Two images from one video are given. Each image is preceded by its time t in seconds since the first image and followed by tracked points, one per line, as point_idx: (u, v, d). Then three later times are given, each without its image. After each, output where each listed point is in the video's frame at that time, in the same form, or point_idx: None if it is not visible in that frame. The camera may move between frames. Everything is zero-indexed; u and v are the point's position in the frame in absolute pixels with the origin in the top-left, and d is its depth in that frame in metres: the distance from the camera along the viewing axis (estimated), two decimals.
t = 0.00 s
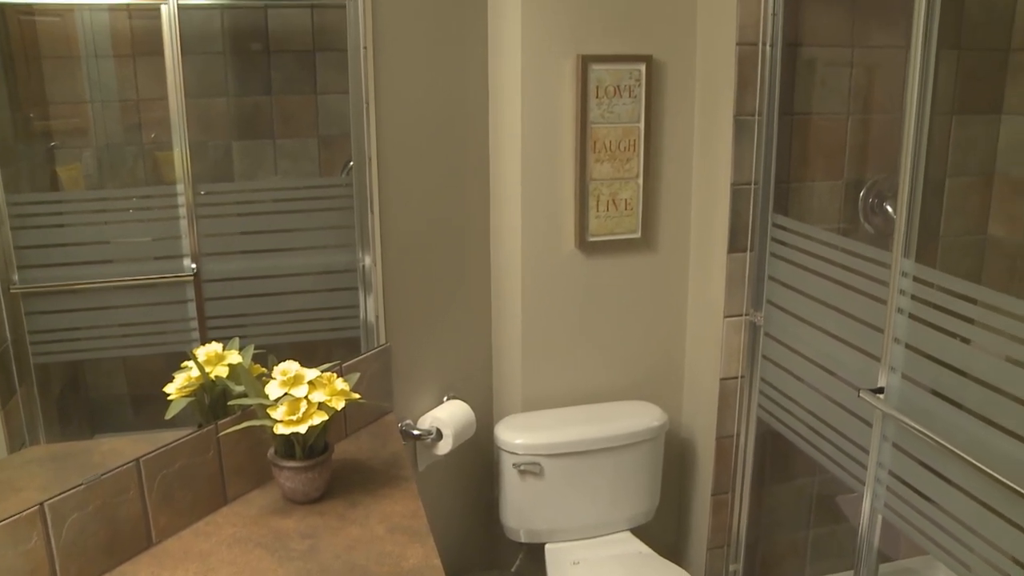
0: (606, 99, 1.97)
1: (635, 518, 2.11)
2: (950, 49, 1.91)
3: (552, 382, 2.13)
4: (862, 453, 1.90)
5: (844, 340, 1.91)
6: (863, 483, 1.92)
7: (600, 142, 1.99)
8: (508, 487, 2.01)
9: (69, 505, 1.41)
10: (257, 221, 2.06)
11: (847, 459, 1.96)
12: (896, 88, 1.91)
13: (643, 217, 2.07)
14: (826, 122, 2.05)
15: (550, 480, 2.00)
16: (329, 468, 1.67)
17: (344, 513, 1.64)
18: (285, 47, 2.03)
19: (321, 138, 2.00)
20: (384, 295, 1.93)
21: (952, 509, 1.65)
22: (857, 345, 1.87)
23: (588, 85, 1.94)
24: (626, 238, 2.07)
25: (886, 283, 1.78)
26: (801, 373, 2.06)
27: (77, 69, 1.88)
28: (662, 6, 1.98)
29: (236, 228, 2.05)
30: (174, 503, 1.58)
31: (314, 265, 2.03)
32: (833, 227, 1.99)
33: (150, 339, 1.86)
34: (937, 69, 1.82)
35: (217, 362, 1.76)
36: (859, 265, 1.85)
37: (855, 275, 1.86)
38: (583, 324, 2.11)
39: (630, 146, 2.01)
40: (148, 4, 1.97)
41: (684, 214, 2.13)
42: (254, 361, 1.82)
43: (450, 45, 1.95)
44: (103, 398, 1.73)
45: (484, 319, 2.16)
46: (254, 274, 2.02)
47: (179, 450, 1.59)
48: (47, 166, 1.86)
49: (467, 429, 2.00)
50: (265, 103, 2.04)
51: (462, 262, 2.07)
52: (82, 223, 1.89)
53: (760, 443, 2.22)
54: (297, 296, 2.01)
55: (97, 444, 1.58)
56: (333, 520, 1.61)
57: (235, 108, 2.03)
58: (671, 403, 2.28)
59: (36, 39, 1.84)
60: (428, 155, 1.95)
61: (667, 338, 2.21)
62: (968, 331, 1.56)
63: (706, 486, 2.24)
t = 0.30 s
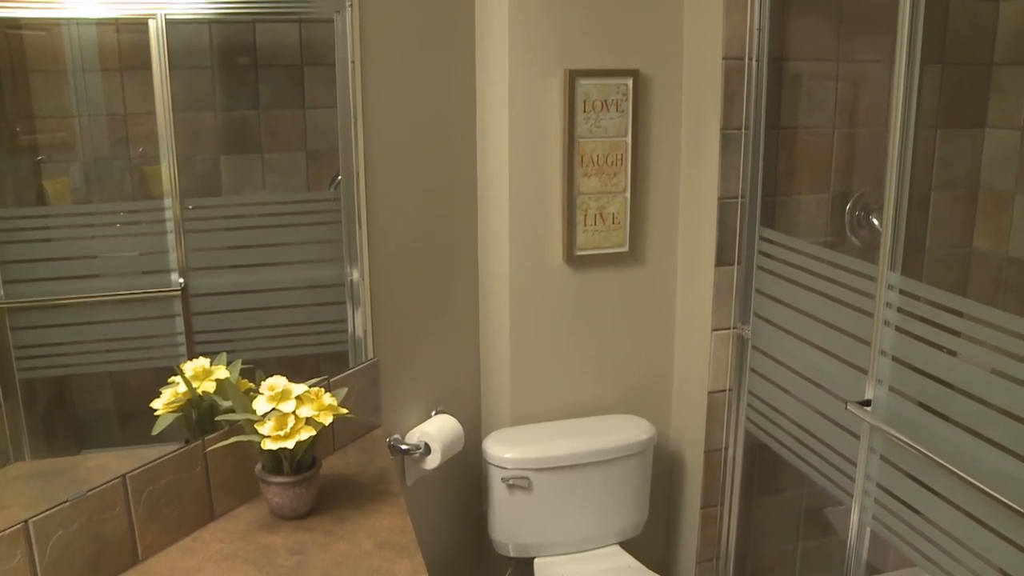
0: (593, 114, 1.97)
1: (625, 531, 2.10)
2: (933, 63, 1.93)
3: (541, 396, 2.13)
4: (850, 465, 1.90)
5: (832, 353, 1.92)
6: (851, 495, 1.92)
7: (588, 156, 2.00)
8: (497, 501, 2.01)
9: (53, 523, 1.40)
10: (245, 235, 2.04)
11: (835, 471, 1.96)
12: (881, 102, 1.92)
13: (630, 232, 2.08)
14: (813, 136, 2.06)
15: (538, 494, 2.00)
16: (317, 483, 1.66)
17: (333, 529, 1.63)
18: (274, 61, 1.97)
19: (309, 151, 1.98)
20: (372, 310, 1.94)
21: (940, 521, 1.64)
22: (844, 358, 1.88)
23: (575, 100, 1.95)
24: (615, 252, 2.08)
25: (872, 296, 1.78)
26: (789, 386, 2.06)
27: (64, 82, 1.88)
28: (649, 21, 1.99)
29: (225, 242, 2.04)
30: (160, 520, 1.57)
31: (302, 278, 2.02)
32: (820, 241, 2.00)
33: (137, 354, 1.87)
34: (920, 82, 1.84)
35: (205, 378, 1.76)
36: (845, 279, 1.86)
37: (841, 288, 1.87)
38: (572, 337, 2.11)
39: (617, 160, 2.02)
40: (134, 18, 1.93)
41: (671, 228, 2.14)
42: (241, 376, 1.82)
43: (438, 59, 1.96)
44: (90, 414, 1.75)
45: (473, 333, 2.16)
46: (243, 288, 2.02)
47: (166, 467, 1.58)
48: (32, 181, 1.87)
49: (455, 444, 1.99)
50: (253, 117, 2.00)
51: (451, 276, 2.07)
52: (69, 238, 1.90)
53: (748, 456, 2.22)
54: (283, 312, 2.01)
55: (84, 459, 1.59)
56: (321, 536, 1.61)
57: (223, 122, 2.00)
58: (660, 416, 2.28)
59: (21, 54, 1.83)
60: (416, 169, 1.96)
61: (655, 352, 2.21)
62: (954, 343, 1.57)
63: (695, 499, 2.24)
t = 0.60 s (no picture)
0: (580, 128, 1.98)
1: (614, 545, 2.10)
2: (916, 78, 1.95)
3: (530, 409, 2.13)
4: (838, 477, 1.90)
5: (820, 366, 1.92)
6: (839, 507, 1.92)
7: (575, 170, 2.00)
8: (485, 516, 2.00)
9: (37, 540, 1.40)
10: (232, 249, 2.02)
11: (822, 484, 1.96)
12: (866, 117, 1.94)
13: (618, 246, 2.09)
14: (799, 150, 2.07)
15: (527, 508, 2.00)
16: (305, 498, 1.66)
17: (320, 544, 1.62)
18: (262, 75, 1.97)
19: (296, 166, 1.98)
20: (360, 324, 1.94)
21: (928, 534, 1.65)
22: (831, 371, 1.88)
23: (562, 114, 1.96)
24: (602, 265, 2.08)
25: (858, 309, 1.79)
26: (776, 398, 2.07)
27: (49, 96, 1.86)
28: (635, 36, 2.00)
29: (212, 256, 2.01)
30: (146, 536, 1.57)
31: (288, 294, 2.02)
32: (806, 254, 2.01)
33: (124, 370, 1.85)
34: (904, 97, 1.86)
35: (191, 393, 1.74)
36: (832, 291, 1.87)
37: (827, 301, 1.88)
38: (560, 350, 2.12)
39: (605, 174, 2.03)
40: (121, 32, 1.89)
41: (659, 242, 2.15)
42: (228, 391, 1.82)
43: (424, 74, 1.96)
44: (76, 431, 1.73)
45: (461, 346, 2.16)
46: (230, 302, 2.00)
47: (151, 483, 1.58)
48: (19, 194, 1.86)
49: (443, 457, 1.99)
50: (241, 131, 1.99)
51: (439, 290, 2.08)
52: (55, 251, 1.89)
53: (736, 468, 2.22)
54: (270, 326, 2.00)
55: (69, 476, 1.58)
56: (309, 551, 1.60)
57: (211, 136, 1.99)
58: (648, 430, 2.28)
59: (9, 70, 1.82)
60: (403, 183, 1.96)
61: (643, 365, 2.22)
62: (940, 356, 1.58)
63: (684, 512, 2.25)
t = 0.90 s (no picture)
0: (566, 142, 1.99)
1: (603, 558, 2.10)
2: (901, 92, 1.96)
3: (517, 423, 2.13)
4: (825, 490, 1.90)
5: (807, 380, 1.92)
6: (826, 519, 1.91)
7: (562, 184, 2.01)
8: (473, 530, 2.00)
9: (19, 559, 1.39)
10: (219, 264, 2.03)
11: (810, 497, 1.96)
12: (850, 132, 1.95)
13: (604, 259, 2.09)
14: (785, 163, 2.08)
15: (514, 523, 1.99)
16: (291, 514, 1.65)
17: (306, 560, 1.61)
18: (248, 88, 1.96)
19: (283, 180, 1.97)
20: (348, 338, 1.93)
21: (915, 546, 1.65)
22: (818, 384, 1.89)
23: (549, 128, 1.96)
24: (589, 279, 2.09)
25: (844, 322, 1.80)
26: (764, 411, 2.07)
27: (35, 110, 1.89)
28: (622, 50, 2.02)
29: (200, 270, 2.03)
30: (132, 552, 1.55)
31: (275, 308, 2.02)
32: (792, 267, 2.02)
33: (111, 384, 1.86)
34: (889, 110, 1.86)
35: (178, 408, 1.73)
36: (818, 304, 1.88)
37: (814, 314, 1.89)
38: (548, 363, 2.12)
39: (592, 188, 2.04)
40: (110, 46, 1.91)
41: (646, 256, 2.16)
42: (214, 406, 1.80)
43: (411, 88, 1.96)
44: (62, 444, 1.75)
45: (449, 360, 2.16)
46: (217, 317, 2.01)
47: (137, 499, 1.56)
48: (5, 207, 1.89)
49: (430, 471, 1.98)
50: (229, 146, 2.00)
51: (426, 304, 2.08)
52: (40, 265, 1.92)
53: (723, 481, 2.23)
54: (257, 341, 2.00)
55: (53, 493, 1.58)
56: (295, 567, 1.59)
57: (198, 150, 2.00)
58: (637, 443, 2.28)
59: None
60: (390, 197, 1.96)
61: (631, 378, 2.22)
62: (926, 369, 1.59)
63: (672, 525, 2.25)
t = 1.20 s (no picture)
0: (552, 156, 2.00)
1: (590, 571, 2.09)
2: (884, 107, 1.98)
3: (504, 435, 2.13)
4: (811, 502, 1.90)
5: (792, 393, 1.93)
6: (813, 531, 1.91)
7: (547, 198, 2.02)
8: (460, 544, 1.99)
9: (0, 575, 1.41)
10: (202, 278, 2.01)
11: (796, 509, 1.97)
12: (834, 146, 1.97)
13: (590, 273, 2.10)
14: (769, 177, 2.10)
15: (501, 536, 1.99)
16: (277, 529, 1.64)
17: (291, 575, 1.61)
18: (235, 102, 1.96)
19: (268, 194, 1.97)
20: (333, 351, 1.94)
21: (902, 557, 1.65)
22: (804, 396, 1.89)
23: (534, 142, 1.97)
24: (575, 292, 2.09)
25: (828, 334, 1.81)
26: (749, 423, 2.08)
27: (19, 124, 1.83)
28: (607, 65, 2.03)
29: (186, 284, 2.00)
30: (114, 569, 1.56)
31: (261, 323, 2.01)
32: (777, 280, 2.03)
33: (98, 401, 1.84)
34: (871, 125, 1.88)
35: (162, 423, 1.71)
36: (803, 316, 1.89)
37: (800, 327, 1.89)
38: (534, 376, 2.12)
39: (577, 202, 2.04)
40: (94, 60, 1.87)
41: (631, 270, 2.17)
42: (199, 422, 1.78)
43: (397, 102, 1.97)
44: (46, 459, 1.73)
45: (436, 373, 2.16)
46: (200, 332, 1.99)
47: (120, 515, 1.57)
48: None
49: (417, 486, 1.98)
50: (213, 159, 1.99)
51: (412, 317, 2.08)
52: (24, 280, 1.85)
53: (710, 494, 2.23)
54: (242, 356, 2.00)
55: (36, 510, 1.57)
56: None
57: (183, 164, 1.98)
58: (623, 456, 2.28)
59: None
60: (376, 210, 1.96)
61: (617, 391, 2.23)
62: (911, 381, 1.60)
63: (659, 538, 2.25)
